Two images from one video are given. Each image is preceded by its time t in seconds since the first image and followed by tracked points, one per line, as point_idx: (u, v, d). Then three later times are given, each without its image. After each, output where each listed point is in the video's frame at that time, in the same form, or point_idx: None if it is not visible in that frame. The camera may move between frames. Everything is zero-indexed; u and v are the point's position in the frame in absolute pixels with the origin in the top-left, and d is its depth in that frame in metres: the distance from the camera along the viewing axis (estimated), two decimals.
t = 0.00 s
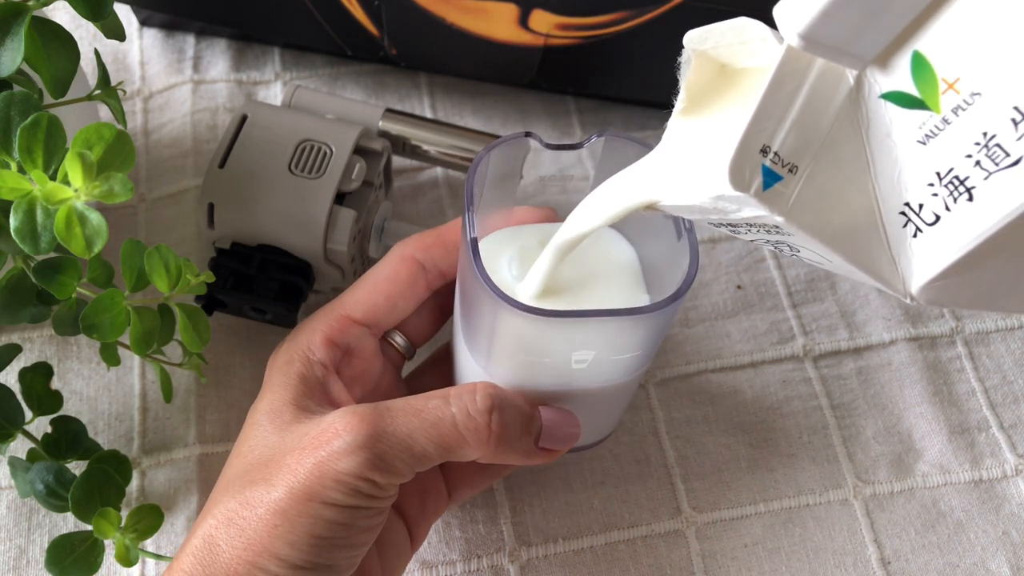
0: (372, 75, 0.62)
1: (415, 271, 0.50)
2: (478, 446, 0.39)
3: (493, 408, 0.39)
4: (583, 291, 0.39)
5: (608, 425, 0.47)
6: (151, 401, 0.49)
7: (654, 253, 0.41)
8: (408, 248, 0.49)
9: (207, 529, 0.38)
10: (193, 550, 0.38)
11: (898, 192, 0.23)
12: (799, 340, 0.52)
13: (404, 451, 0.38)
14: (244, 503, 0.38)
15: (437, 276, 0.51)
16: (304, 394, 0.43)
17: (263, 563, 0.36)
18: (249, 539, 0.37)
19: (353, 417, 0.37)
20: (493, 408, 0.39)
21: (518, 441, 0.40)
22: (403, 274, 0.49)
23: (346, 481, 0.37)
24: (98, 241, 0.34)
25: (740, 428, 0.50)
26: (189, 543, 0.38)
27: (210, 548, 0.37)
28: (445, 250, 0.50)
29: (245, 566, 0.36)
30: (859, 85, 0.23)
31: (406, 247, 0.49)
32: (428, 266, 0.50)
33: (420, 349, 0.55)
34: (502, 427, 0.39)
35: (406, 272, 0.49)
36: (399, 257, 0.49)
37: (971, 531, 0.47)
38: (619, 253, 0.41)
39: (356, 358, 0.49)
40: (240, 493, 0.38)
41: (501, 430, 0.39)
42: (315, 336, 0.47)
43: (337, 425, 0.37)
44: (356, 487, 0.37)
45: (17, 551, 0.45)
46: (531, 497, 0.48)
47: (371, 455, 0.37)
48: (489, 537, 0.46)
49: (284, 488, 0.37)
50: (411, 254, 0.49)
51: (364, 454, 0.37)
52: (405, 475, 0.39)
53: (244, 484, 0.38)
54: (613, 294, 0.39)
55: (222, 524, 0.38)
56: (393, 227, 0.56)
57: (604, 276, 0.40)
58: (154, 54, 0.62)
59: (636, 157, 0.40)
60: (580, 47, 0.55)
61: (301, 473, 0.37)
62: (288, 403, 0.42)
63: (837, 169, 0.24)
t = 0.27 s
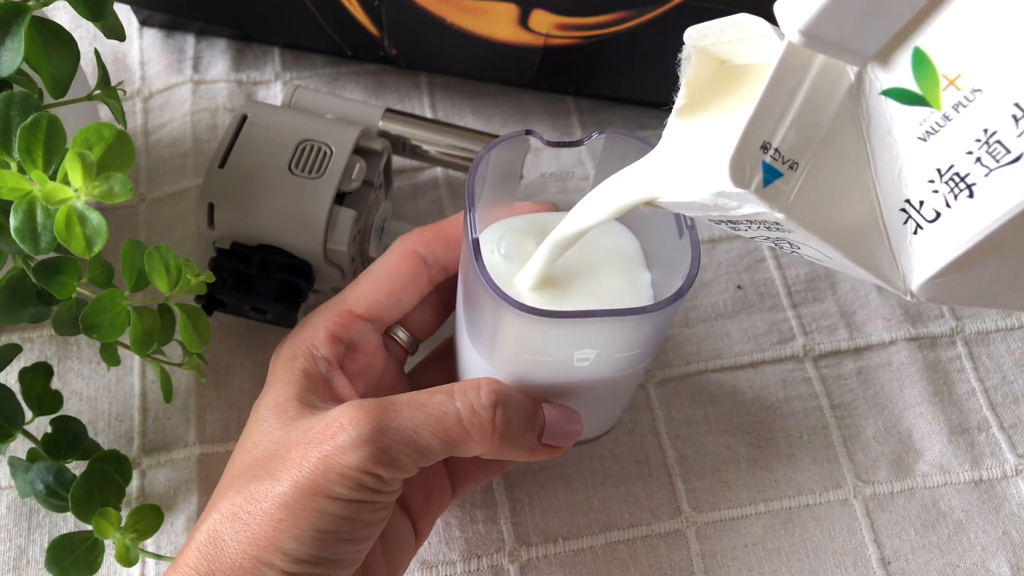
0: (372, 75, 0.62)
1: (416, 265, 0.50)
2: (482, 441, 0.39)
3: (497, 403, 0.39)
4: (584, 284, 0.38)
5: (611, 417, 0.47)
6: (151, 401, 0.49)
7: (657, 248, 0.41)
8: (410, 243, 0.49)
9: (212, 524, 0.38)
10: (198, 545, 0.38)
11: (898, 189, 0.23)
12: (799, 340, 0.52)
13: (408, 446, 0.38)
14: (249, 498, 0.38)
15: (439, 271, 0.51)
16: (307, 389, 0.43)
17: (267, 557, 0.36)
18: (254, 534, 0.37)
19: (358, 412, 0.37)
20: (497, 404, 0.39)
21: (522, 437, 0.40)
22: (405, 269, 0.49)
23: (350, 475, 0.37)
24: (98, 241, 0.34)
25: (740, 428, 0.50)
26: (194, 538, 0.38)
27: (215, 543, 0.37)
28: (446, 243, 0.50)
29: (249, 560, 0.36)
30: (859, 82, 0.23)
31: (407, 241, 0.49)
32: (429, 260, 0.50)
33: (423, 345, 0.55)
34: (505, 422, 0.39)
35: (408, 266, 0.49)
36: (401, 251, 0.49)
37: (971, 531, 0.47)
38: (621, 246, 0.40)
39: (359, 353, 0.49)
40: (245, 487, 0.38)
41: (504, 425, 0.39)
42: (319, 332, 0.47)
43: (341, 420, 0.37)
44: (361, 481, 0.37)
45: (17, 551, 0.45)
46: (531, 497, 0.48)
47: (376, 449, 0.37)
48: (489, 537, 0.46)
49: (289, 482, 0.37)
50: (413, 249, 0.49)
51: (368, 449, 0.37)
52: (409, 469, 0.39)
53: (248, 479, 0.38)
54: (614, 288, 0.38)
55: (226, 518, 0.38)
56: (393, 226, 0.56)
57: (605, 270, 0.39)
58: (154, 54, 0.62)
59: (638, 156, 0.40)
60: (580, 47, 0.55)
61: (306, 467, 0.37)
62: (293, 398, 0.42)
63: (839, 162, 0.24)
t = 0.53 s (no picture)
0: (372, 75, 0.62)
1: (417, 266, 0.49)
2: (484, 442, 0.39)
3: (499, 404, 0.39)
4: (585, 282, 0.38)
5: (611, 418, 0.47)
6: (151, 402, 0.49)
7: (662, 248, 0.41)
8: (412, 243, 0.49)
9: (215, 523, 0.38)
10: (200, 544, 0.38)
11: (899, 195, 0.23)
12: (799, 340, 0.52)
13: (412, 446, 0.38)
14: (252, 498, 0.38)
15: (441, 271, 0.51)
16: (310, 390, 0.43)
17: (270, 556, 0.36)
18: (257, 533, 0.37)
19: (362, 412, 0.37)
20: (499, 405, 0.39)
21: (523, 438, 0.40)
22: (406, 269, 0.49)
23: (353, 475, 0.37)
24: (98, 241, 0.34)
25: (740, 428, 0.50)
26: (196, 537, 0.38)
27: (218, 542, 0.37)
28: (447, 244, 0.50)
29: (252, 559, 0.36)
30: (860, 88, 0.23)
31: (408, 241, 0.49)
32: (431, 261, 0.50)
33: (424, 345, 0.55)
34: (508, 423, 0.39)
35: (409, 267, 0.49)
36: (402, 252, 0.49)
37: (971, 531, 0.47)
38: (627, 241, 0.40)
39: (361, 353, 0.49)
40: (247, 487, 0.38)
41: (507, 426, 0.39)
42: (321, 332, 0.47)
43: (345, 420, 0.37)
44: (364, 481, 0.37)
45: (16, 551, 0.45)
46: (531, 497, 0.48)
47: (379, 448, 0.37)
48: (489, 537, 0.46)
49: (292, 481, 0.37)
50: (415, 249, 0.49)
51: (372, 448, 0.37)
52: (412, 470, 0.39)
53: (251, 479, 0.38)
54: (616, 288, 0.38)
55: (229, 518, 0.38)
56: (393, 226, 0.56)
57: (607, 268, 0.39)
58: (154, 54, 0.62)
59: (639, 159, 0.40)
60: (580, 47, 0.55)
61: (309, 467, 0.37)
62: (296, 399, 0.42)
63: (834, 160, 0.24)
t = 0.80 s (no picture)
0: (372, 75, 0.62)
1: (416, 266, 0.50)
2: (484, 441, 0.39)
3: (499, 404, 0.39)
4: (586, 280, 0.38)
5: (611, 417, 0.47)
6: (151, 401, 0.49)
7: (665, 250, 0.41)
8: (410, 244, 0.49)
9: (215, 524, 0.38)
10: (201, 544, 0.38)
11: (895, 196, 0.23)
12: (799, 340, 0.52)
13: (411, 445, 0.38)
14: (252, 497, 0.38)
15: (440, 272, 0.51)
16: (309, 390, 0.43)
17: (270, 556, 0.36)
18: (257, 533, 0.37)
19: (361, 412, 0.37)
20: (499, 404, 0.39)
21: (522, 438, 0.40)
22: (405, 269, 0.49)
23: (353, 474, 0.37)
24: (98, 241, 0.34)
25: (740, 428, 0.50)
26: (197, 537, 0.38)
27: (219, 542, 0.37)
28: (446, 244, 0.50)
29: (253, 559, 0.36)
30: (856, 90, 0.23)
31: (407, 242, 0.49)
32: (430, 261, 0.50)
33: (422, 346, 0.55)
34: (507, 423, 0.39)
35: (408, 267, 0.49)
36: (401, 252, 0.49)
37: (971, 531, 0.47)
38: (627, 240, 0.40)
39: (360, 354, 0.50)
40: (247, 487, 0.38)
41: (506, 426, 0.39)
42: (320, 333, 0.47)
43: (344, 420, 0.38)
44: (364, 481, 0.37)
45: (17, 551, 0.45)
46: (531, 497, 0.48)
47: (379, 448, 0.37)
48: (489, 537, 0.46)
49: (292, 481, 0.37)
50: (414, 249, 0.49)
51: (372, 448, 0.37)
52: (412, 470, 0.39)
53: (251, 479, 0.38)
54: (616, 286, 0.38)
55: (230, 518, 0.38)
56: (393, 226, 0.56)
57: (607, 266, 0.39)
58: (154, 54, 0.62)
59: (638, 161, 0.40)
60: (580, 47, 0.55)
61: (309, 467, 0.37)
62: (295, 398, 0.42)
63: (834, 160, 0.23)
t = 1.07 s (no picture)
0: (372, 75, 0.62)
1: (416, 271, 0.49)
2: (483, 446, 0.39)
3: (499, 409, 0.39)
4: (586, 283, 0.38)
5: (611, 420, 0.47)
6: (151, 401, 0.49)
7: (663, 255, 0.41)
8: (410, 249, 0.49)
9: (216, 528, 0.38)
10: (201, 548, 0.38)
11: (891, 201, 0.23)
12: (799, 340, 0.52)
13: (412, 450, 0.38)
14: (253, 502, 0.38)
15: (440, 276, 0.51)
16: (310, 394, 0.43)
17: (271, 560, 0.36)
18: (258, 537, 0.37)
19: (362, 416, 0.38)
20: (499, 409, 0.39)
21: (522, 443, 0.40)
22: (405, 274, 0.49)
23: (354, 478, 0.37)
24: (98, 241, 0.34)
25: (741, 428, 0.50)
26: (197, 542, 0.38)
27: (219, 546, 0.37)
28: (445, 249, 0.49)
29: (253, 563, 0.36)
30: (852, 96, 0.23)
31: (407, 246, 0.49)
32: (430, 266, 0.50)
33: (423, 348, 0.55)
34: (507, 427, 0.39)
35: (408, 272, 0.49)
36: (401, 257, 0.49)
37: (971, 531, 0.47)
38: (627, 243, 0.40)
39: (360, 358, 0.50)
40: (248, 491, 0.38)
41: (506, 431, 0.39)
42: (321, 338, 0.47)
43: (345, 424, 0.38)
44: (364, 485, 0.37)
45: (17, 551, 0.45)
46: (531, 497, 0.48)
47: (379, 452, 0.37)
48: (489, 537, 0.46)
49: (293, 485, 0.37)
50: (413, 254, 0.49)
51: (372, 452, 0.37)
52: (412, 474, 0.39)
53: (252, 484, 0.38)
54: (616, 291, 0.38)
55: (230, 522, 0.38)
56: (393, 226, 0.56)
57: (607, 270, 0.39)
58: (154, 54, 0.62)
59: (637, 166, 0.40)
60: (580, 46, 0.55)
61: (310, 471, 0.37)
62: (295, 403, 0.42)
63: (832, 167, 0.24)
